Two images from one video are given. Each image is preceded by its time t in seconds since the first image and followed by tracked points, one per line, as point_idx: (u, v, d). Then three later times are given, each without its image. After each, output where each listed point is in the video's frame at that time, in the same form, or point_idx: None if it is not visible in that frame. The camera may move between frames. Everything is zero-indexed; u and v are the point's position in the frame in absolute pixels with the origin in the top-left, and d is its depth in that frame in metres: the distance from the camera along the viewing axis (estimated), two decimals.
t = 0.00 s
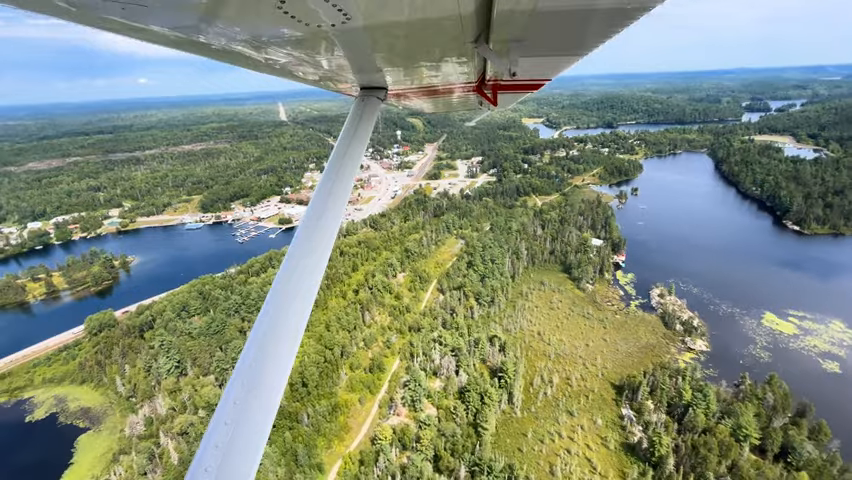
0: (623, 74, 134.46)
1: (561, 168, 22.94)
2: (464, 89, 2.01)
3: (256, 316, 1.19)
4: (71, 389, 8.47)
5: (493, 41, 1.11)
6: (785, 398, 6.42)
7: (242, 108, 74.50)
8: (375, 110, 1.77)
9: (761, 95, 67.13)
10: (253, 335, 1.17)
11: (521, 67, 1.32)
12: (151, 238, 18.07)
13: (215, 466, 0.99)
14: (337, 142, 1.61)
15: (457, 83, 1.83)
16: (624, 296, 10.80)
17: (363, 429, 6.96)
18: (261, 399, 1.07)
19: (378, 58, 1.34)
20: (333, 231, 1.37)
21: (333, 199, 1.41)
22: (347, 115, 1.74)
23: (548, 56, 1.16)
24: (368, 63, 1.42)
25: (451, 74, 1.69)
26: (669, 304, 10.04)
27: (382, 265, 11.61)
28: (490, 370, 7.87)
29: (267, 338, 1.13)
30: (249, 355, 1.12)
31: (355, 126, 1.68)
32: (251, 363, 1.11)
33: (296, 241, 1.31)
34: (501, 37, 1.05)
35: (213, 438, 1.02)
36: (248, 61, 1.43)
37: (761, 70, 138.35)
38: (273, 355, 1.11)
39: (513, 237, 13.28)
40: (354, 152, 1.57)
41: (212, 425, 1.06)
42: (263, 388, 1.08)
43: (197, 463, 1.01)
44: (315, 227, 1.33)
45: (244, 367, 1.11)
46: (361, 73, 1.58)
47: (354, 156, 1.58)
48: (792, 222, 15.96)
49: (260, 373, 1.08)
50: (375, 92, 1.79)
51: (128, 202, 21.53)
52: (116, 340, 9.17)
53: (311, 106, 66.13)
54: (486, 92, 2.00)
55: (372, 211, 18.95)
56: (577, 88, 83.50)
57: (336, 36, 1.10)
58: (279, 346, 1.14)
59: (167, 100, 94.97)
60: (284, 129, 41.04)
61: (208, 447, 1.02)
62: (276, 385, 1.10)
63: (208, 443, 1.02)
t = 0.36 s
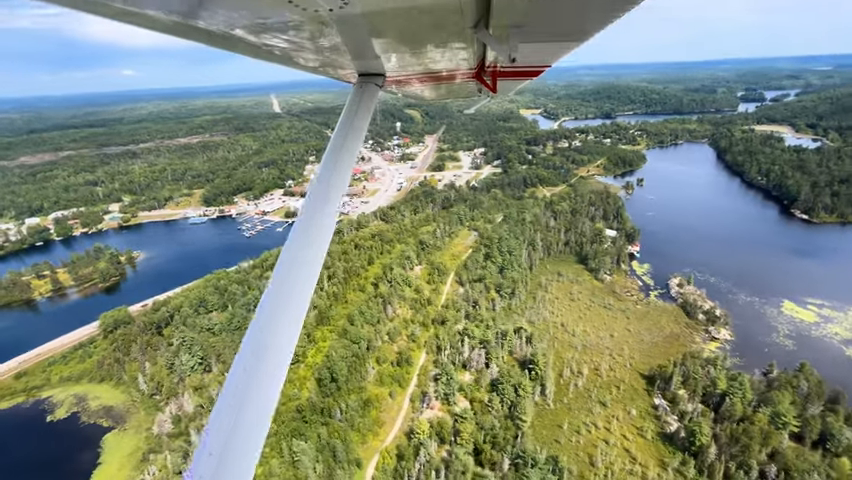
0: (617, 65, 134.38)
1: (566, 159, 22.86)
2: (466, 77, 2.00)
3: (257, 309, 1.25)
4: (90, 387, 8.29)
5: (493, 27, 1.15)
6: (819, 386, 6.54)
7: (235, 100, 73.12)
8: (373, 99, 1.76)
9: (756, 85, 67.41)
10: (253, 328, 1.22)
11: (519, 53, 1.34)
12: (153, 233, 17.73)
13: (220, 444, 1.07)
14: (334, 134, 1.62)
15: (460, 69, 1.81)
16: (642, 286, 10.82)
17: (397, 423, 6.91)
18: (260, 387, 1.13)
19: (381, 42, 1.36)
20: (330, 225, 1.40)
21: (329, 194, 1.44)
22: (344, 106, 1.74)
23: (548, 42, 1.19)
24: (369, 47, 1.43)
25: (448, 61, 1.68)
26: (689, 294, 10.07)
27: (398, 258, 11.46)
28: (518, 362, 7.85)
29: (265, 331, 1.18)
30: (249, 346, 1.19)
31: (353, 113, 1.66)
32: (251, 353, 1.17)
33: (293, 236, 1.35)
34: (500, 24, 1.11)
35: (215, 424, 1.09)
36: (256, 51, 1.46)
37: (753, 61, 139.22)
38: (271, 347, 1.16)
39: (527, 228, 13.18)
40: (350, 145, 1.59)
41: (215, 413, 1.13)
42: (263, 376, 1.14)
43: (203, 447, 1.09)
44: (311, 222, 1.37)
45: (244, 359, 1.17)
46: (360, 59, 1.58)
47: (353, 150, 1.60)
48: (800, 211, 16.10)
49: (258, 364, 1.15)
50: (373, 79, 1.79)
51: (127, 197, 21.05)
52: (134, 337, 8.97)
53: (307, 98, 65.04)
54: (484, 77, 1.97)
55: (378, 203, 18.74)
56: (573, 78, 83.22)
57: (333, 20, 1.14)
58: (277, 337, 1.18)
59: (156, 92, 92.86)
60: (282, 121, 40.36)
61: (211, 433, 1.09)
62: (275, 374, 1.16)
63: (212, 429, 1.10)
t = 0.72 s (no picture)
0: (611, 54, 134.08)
1: (570, 149, 22.76)
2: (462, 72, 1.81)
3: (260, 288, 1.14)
4: (108, 384, 8.14)
5: (493, 18, 1.00)
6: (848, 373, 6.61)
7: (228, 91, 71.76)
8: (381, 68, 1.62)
9: (751, 75, 67.62)
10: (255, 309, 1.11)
11: (522, 46, 1.19)
12: (154, 227, 17.40)
13: (220, 431, 0.96)
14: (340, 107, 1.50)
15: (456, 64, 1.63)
16: (658, 276, 10.86)
17: (427, 415, 6.87)
18: (265, 371, 1.01)
19: (379, 35, 1.20)
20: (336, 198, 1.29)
21: (335, 166, 1.33)
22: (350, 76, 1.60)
23: (554, 32, 1.04)
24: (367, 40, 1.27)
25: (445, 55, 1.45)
26: (705, 283, 10.13)
27: (411, 250, 11.33)
28: (543, 353, 7.85)
29: (268, 311, 1.07)
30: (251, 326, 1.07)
31: (357, 93, 1.51)
32: (252, 335, 1.06)
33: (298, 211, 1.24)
34: (500, 14, 0.96)
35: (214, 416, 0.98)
36: (252, 43, 1.33)
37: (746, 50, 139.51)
38: (276, 328, 1.05)
39: (540, 219, 13.10)
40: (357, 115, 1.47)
41: (216, 402, 1.01)
42: (267, 360, 1.02)
43: (203, 440, 0.97)
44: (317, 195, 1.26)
45: (245, 342, 1.05)
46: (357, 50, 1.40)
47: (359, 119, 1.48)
48: (806, 201, 16.23)
49: (260, 345, 1.03)
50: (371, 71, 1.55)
51: (126, 190, 20.65)
52: (150, 332, 8.81)
53: (302, 89, 64.02)
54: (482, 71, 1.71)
55: (383, 195, 18.55)
56: (568, 68, 82.89)
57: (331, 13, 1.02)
58: (281, 318, 1.07)
59: (145, 83, 90.84)
60: (279, 112, 39.74)
61: (212, 424, 0.98)
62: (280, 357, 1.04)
63: (212, 419, 0.98)
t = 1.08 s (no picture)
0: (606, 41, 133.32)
1: (576, 137, 22.62)
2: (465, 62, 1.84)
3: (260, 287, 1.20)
4: (131, 378, 7.99)
5: (491, 15, 1.02)
6: None
7: (221, 79, 70.24)
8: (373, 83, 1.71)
9: (748, 61, 67.54)
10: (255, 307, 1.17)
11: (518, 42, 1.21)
12: (158, 218, 17.08)
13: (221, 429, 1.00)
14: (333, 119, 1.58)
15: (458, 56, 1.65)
16: (677, 264, 10.88)
17: (462, 405, 6.83)
18: (263, 367, 1.06)
19: (375, 32, 1.25)
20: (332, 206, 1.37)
21: (331, 175, 1.40)
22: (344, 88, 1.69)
23: (552, 30, 1.07)
24: (363, 34, 1.29)
25: (447, 48, 1.49)
26: (725, 270, 10.19)
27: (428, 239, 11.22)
28: (572, 341, 7.83)
29: (270, 308, 1.12)
30: (252, 324, 1.12)
31: (352, 95, 1.64)
32: (253, 332, 1.11)
33: (296, 216, 1.31)
34: (499, 11, 0.98)
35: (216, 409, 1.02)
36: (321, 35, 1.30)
37: (740, 37, 139.81)
38: (277, 325, 1.11)
39: (554, 207, 13.02)
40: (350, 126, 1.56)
41: (216, 397, 1.06)
42: (269, 355, 1.08)
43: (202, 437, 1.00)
44: (314, 200, 1.33)
45: (246, 339, 1.10)
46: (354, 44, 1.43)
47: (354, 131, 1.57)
48: (816, 187, 16.31)
49: (261, 342, 1.08)
50: (370, 67, 1.72)
51: (127, 181, 20.21)
52: (171, 325, 8.69)
53: (297, 77, 62.79)
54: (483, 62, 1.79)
55: (391, 185, 18.34)
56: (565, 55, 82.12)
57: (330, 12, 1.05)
58: (282, 317, 1.13)
59: (134, 72, 88.60)
60: (276, 101, 39.01)
61: (214, 417, 1.02)
62: (279, 353, 1.10)
63: (214, 412, 1.02)
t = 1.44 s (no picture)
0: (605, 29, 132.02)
1: (585, 127, 22.42)
2: (467, 57, 1.95)
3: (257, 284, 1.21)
4: (157, 374, 7.90)
5: (493, 7, 1.10)
6: None
7: (218, 71, 69.25)
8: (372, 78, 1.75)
9: (748, 50, 66.95)
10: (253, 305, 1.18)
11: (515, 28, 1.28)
12: (166, 212, 16.88)
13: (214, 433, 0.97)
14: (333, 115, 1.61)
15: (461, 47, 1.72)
16: (698, 254, 10.83)
17: (497, 397, 6.77)
18: (262, 362, 1.06)
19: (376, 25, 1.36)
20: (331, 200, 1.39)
21: (327, 179, 1.41)
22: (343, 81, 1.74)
23: (551, 18, 1.16)
24: (364, 29, 1.44)
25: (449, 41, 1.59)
26: (748, 259, 10.16)
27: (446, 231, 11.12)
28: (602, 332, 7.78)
29: (268, 305, 1.13)
30: (250, 321, 1.13)
31: (354, 87, 1.67)
32: (253, 328, 1.11)
33: (292, 215, 1.32)
34: (500, 4, 1.06)
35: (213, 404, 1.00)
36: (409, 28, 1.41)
37: (739, 25, 138.75)
38: (271, 326, 1.11)
39: (570, 197, 12.92)
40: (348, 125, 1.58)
41: (215, 392, 1.05)
42: (266, 352, 1.08)
43: (195, 443, 0.98)
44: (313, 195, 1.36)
45: (244, 337, 1.10)
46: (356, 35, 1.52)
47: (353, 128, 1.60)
48: (830, 176, 16.21)
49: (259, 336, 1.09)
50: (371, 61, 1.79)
51: (133, 175, 19.96)
52: (195, 320, 8.60)
53: (296, 68, 61.95)
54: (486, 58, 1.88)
55: (402, 176, 18.17)
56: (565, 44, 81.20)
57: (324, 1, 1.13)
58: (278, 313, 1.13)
59: (127, 63, 87.03)
60: (277, 92, 38.44)
61: (210, 414, 1.00)
62: (276, 350, 1.09)
63: (211, 408, 1.01)
